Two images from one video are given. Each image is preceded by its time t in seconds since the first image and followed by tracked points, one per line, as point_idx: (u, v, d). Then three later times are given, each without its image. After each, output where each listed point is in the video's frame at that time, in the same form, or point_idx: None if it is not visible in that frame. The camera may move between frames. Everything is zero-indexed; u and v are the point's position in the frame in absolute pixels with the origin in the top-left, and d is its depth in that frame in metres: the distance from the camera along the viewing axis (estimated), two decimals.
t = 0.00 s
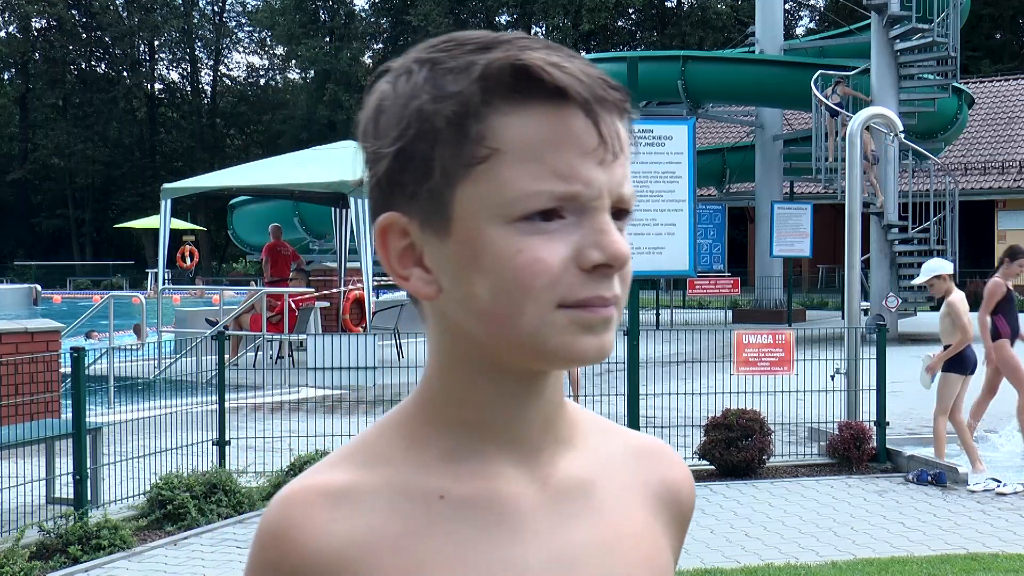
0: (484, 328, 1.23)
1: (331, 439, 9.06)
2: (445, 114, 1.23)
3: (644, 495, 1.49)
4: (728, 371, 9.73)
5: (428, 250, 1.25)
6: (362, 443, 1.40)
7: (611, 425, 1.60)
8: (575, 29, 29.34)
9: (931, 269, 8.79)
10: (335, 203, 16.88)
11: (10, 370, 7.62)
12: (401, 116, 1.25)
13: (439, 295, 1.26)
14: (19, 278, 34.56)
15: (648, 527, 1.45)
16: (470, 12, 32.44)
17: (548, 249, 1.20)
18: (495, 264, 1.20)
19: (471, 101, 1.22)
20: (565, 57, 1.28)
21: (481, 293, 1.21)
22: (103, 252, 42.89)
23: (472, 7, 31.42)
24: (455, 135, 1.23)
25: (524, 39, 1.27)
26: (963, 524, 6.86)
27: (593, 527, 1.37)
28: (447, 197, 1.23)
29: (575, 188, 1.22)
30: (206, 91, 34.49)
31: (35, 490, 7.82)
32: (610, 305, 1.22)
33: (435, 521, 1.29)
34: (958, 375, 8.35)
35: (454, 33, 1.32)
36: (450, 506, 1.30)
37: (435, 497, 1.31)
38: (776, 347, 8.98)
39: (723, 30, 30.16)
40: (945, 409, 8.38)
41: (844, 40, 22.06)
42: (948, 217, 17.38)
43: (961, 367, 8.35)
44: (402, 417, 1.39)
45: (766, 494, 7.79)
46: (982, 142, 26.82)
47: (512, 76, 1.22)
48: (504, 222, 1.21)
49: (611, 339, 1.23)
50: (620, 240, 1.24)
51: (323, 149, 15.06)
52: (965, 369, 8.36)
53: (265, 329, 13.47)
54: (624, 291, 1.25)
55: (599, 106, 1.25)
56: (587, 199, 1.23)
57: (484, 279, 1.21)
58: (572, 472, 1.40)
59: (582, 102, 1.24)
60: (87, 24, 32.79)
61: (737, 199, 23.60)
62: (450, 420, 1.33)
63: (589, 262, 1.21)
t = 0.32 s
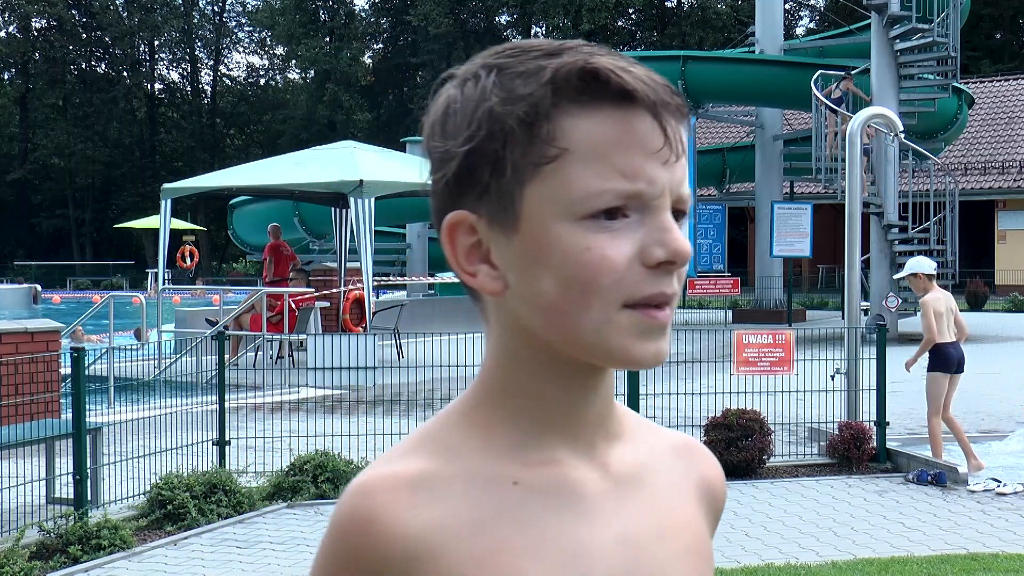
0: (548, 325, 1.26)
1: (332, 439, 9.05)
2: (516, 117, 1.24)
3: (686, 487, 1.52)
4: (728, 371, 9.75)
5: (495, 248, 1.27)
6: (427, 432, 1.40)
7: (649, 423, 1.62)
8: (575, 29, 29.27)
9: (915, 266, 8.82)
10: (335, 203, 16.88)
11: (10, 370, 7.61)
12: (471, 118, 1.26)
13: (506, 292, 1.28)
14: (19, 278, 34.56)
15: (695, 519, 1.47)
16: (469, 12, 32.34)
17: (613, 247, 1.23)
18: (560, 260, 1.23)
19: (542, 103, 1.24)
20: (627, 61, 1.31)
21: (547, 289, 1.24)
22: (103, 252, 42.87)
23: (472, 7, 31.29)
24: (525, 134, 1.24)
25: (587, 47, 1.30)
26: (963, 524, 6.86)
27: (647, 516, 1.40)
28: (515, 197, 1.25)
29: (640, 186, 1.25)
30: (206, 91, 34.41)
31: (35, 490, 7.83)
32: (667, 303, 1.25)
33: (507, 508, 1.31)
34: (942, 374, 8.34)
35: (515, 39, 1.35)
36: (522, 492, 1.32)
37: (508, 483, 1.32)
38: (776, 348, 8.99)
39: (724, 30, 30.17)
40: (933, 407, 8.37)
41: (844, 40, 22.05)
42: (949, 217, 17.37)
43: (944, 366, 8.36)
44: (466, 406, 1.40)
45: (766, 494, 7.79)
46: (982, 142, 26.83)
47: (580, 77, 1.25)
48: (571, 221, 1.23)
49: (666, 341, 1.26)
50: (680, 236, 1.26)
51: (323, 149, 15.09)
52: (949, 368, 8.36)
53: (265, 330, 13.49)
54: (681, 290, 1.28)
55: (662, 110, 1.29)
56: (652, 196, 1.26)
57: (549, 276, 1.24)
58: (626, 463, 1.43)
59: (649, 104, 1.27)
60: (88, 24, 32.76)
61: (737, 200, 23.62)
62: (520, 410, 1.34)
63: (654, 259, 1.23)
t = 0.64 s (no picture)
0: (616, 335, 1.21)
1: (332, 439, 9.14)
2: (578, 138, 1.18)
3: (760, 501, 1.44)
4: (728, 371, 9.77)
5: (563, 259, 1.23)
6: (501, 420, 1.36)
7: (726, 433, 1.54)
8: (575, 29, 29.31)
9: (918, 263, 8.78)
10: (334, 203, 16.87)
11: (11, 370, 7.62)
12: (535, 135, 1.21)
13: (572, 300, 1.25)
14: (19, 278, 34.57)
15: (760, 531, 1.40)
16: (470, 12, 32.36)
17: (675, 269, 1.16)
18: (624, 279, 1.17)
19: (600, 123, 1.18)
20: (696, 74, 1.22)
21: (612, 304, 1.19)
22: (103, 252, 42.89)
23: (472, 6, 31.29)
24: (585, 157, 1.18)
25: (656, 50, 1.22)
26: (964, 524, 6.86)
27: (718, 527, 1.33)
28: (578, 219, 1.21)
29: (698, 207, 1.17)
30: (205, 91, 34.49)
31: (35, 490, 7.83)
32: (734, 321, 1.17)
33: (575, 505, 1.26)
34: (933, 376, 8.34)
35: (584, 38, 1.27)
36: (589, 487, 1.27)
37: (576, 479, 1.28)
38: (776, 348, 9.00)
39: (724, 30, 30.21)
40: (927, 409, 8.34)
41: (844, 40, 22.05)
42: (949, 216, 17.37)
43: (935, 367, 8.32)
44: (543, 395, 1.36)
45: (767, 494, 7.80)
46: (982, 142, 26.85)
47: (645, 103, 1.17)
48: (631, 242, 1.17)
49: (734, 357, 1.19)
50: (746, 260, 1.18)
51: (321, 149, 15.08)
52: (942, 370, 8.31)
53: (265, 330, 13.50)
54: (749, 308, 1.20)
55: (724, 127, 1.19)
56: (712, 214, 1.18)
57: (613, 292, 1.18)
58: (699, 467, 1.36)
59: (709, 126, 1.18)
60: (88, 24, 32.79)
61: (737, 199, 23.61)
62: (590, 408, 1.30)
63: (715, 282, 1.16)
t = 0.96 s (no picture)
0: (610, 339, 1.20)
1: (332, 439, 9.11)
2: (574, 135, 1.18)
3: (772, 517, 1.40)
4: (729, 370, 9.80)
5: (558, 261, 1.24)
6: (495, 432, 1.38)
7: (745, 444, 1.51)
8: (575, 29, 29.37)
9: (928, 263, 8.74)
10: (334, 203, 16.87)
11: (11, 370, 7.62)
12: (533, 130, 1.21)
13: (566, 300, 1.25)
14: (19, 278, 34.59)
15: (770, 542, 1.37)
16: (470, 13, 32.40)
17: (668, 271, 1.14)
18: (618, 283, 1.16)
19: (597, 121, 1.17)
20: (698, 72, 1.21)
21: (604, 309, 1.18)
22: (103, 252, 42.87)
23: (472, 7, 31.30)
24: (581, 155, 1.18)
25: (660, 44, 1.22)
26: (964, 524, 6.86)
27: (716, 541, 1.31)
28: (573, 219, 1.20)
29: (694, 210, 1.15)
30: (205, 91, 34.53)
31: (35, 490, 7.83)
32: (729, 331, 1.16)
33: (561, 517, 1.27)
34: (933, 376, 8.36)
35: (587, 35, 1.28)
36: (575, 504, 1.27)
37: (562, 493, 1.28)
38: (777, 347, 8.98)
39: (723, 30, 30.26)
40: (929, 408, 8.38)
41: (844, 40, 22.06)
42: (949, 216, 17.36)
43: (935, 367, 8.36)
44: (538, 406, 1.37)
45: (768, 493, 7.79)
46: (982, 142, 26.86)
47: (643, 100, 1.16)
48: (626, 243, 1.16)
49: (732, 368, 1.17)
50: (745, 265, 1.15)
51: (321, 149, 15.08)
52: (940, 370, 8.36)
53: (265, 330, 13.50)
54: (746, 316, 1.18)
55: (723, 127, 1.18)
56: (708, 218, 1.15)
57: (606, 294, 1.17)
58: (698, 478, 1.34)
59: (707, 125, 1.16)
60: (88, 24, 32.81)
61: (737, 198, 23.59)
62: (578, 424, 1.30)
63: (709, 288, 1.13)
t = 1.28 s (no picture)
0: (525, 339, 1.21)
1: (331, 440, 8.80)
2: (476, 132, 1.22)
3: (703, 520, 1.41)
4: (729, 370, 9.83)
5: (468, 264, 1.26)
6: (410, 452, 1.39)
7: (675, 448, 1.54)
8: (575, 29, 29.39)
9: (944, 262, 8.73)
10: (334, 203, 16.86)
11: (11, 370, 7.62)
12: (436, 132, 1.25)
13: (479, 305, 1.26)
14: (19, 278, 34.59)
15: (705, 546, 1.38)
16: (470, 12, 32.44)
17: (580, 261, 1.18)
18: (533, 279, 1.19)
19: (499, 117, 1.21)
20: (601, 61, 1.25)
21: (518, 307, 1.20)
22: (104, 252, 42.89)
23: (471, 7, 31.30)
24: (486, 151, 1.21)
25: (558, 41, 1.25)
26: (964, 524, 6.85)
27: (640, 540, 1.32)
28: (481, 216, 1.23)
29: (603, 196, 1.19)
30: (205, 91, 34.52)
31: (35, 490, 7.83)
32: (649, 317, 1.19)
33: (477, 530, 1.27)
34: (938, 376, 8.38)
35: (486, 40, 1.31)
36: (490, 512, 1.29)
37: (477, 503, 1.29)
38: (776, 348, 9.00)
39: (723, 30, 30.28)
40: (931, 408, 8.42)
41: (844, 40, 22.07)
42: (949, 216, 17.36)
43: (939, 368, 8.40)
44: (451, 423, 1.39)
45: (767, 494, 7.78)
46: (982, 142, 26.87)
47: (544, 89, 1.20)
48: (538, 239, 1.19)
49: (652, 352, 1.20)
50: (660, 253, 1.19)
51: (320, 149, 15.05)
52: (944, 370, 8.39)
53: (265, 329, 13.50)
54: (665, 305, 1.22)
55: (629, 112, 1.21)
56: (619, 205, 1.19)
57: (517, 293, 1.20)
58: (623, 480, 1.36)
59: (612, 111, 1.20)
60: (88, 24, 32.81)
61: (737, 199, 23.61)
62: (496, 429, 1.32)
63: (625, 277, 1.18)
